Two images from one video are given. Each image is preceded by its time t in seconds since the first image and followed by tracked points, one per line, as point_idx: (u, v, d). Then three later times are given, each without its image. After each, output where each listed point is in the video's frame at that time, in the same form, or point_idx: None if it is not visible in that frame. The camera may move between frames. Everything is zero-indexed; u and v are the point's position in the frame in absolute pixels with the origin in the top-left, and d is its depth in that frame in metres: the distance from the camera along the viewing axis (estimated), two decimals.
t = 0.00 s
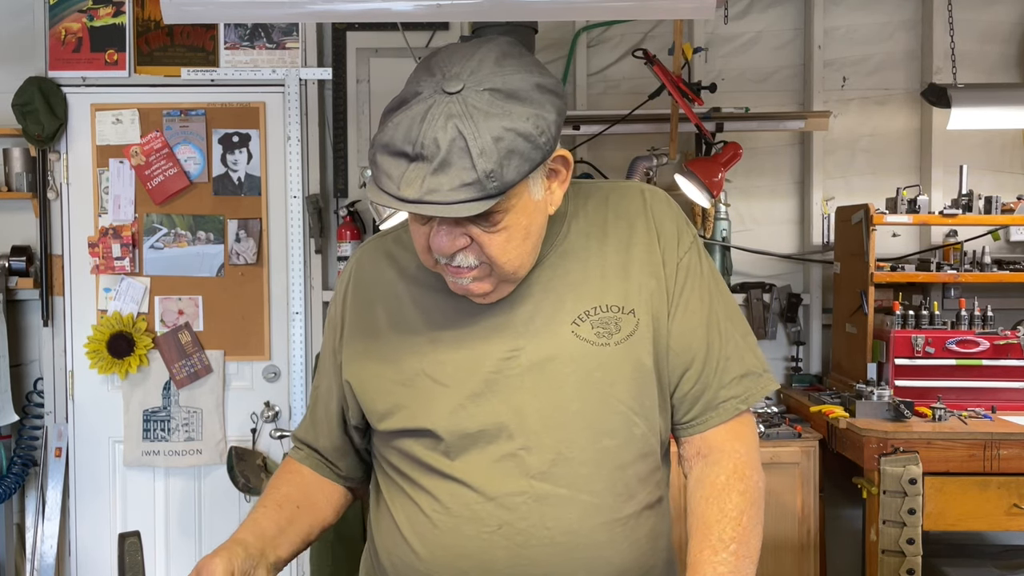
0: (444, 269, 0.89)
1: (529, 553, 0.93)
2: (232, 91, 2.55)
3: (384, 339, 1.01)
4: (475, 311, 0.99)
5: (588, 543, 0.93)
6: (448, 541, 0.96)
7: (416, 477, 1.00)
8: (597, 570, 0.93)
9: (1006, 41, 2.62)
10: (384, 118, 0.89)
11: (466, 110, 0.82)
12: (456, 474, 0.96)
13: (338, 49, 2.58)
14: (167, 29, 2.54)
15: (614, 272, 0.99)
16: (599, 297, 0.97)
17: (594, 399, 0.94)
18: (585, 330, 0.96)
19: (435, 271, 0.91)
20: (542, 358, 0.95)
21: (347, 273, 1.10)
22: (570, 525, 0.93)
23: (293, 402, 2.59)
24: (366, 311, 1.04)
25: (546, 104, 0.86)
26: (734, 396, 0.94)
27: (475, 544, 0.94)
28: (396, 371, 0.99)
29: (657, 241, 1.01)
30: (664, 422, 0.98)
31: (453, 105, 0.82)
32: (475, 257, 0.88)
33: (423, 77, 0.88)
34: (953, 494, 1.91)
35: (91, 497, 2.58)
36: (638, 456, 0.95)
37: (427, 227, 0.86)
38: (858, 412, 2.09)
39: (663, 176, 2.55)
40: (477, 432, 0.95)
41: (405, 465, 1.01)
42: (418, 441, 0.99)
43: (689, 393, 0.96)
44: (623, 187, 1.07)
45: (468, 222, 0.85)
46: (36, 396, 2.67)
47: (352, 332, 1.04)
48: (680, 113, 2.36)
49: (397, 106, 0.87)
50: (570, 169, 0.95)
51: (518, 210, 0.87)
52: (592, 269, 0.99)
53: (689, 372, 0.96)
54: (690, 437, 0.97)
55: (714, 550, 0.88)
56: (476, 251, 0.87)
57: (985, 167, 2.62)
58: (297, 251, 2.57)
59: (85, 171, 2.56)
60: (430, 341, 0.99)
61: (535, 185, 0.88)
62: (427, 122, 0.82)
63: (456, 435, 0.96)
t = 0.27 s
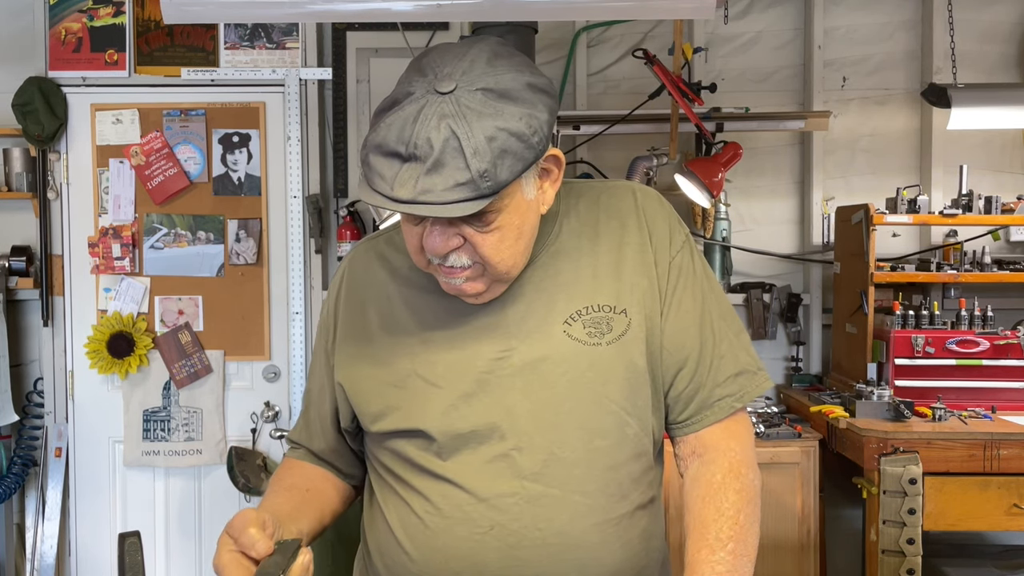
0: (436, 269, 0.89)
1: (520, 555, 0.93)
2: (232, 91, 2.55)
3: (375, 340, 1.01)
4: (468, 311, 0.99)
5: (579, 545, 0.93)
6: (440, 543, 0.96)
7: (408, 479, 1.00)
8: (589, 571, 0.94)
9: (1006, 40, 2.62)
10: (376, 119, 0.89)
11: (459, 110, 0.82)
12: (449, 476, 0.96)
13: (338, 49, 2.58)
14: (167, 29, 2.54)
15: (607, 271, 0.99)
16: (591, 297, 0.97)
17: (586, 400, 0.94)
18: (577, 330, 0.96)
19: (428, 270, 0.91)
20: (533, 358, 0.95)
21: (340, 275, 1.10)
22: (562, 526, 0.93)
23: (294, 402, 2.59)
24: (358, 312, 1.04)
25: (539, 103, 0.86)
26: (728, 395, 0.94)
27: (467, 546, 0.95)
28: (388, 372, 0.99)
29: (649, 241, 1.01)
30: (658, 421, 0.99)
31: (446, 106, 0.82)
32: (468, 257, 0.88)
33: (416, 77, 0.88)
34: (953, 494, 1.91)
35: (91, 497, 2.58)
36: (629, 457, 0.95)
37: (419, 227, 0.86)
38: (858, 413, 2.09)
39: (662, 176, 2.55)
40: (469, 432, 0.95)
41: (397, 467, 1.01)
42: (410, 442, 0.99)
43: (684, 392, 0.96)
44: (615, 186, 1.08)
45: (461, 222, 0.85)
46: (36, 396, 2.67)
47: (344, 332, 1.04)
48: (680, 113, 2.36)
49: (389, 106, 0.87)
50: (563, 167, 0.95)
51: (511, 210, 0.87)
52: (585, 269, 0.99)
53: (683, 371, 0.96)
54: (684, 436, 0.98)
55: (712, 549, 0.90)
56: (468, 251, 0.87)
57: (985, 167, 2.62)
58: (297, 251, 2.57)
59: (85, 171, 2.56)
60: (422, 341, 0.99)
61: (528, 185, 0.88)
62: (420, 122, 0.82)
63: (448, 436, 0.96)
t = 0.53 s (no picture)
0: (438, 269, 0.89)
1: (518, 554, 0.93)
2: (232, 91, 2.55)
3: (371, 339, 1.01)
4: (465, 310, 0.98)
5: (577, 544, 0.94)
6: (437, 542, 0.96)
7: (405, 479, 1.00)
8: (587, 570, 0.94)
9: (1006, 41, 2.62)
10: (377, 117, 0.88)
11: (464, 109, 0.82)
12: (449, 476, 0.96)
13: (338, 49, 2.58)
14: (167, 29, 2.54)
15: (603, 271, 0.99)
16: (588, 296, 0.97)
17: (585, 398, 0.94)
18: (575, 329, 0.96)
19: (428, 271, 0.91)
20: (532, 358, 0.95)
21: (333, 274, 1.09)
22: (559, 525, 0.93)
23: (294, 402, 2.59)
24: (353, 309, 1.03)
25: (541, 101, 0.86)
26: (723, 394, 0.95)
27: (466, 546, 0.95)
28: (383, 371, 0.99)
29: (645, 241, 1.01)
30: (653, 421, 0.99)
31: (450, 104, 0.82)
32: (472, 255, 0.87)
33: (417, 75, 0.88)
34: (953, 494, 1.91)
35: (91, 497, 2.58)
36: (627, 457, 0.96)
37: (422, 226, 0.86)
38: (858, 412, 2.09)
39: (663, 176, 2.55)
40: (468, 431, 0.95)
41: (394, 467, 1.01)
42: (408, 442, 0.99)
43: (679, 391, 0.97)
44: (611, 186, 1.08)
45: (464, 221, 0.85)
46: (36, 396, 2.67)
47: (339, 330, 1.03)
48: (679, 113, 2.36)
49: (390, 105, 0.87)
50: (562, 165, 0.96)
51: (514, 208, 0.87)
52: (581, 269, 0.99)
53: (678, 371, 0.97)
54: (679, 436, 0.98)
55: (709, 549, 0.90)
56: (472, 250, 0.87)
57: (986, 167, 2.62)
58: (297, 251, 2.57)
59: (85, 171, 2.56)
60: (419, 340, 0.98)
61: (530, 182, 0.89)
62: (424, 121, 0.82)
63: (447, 435, 0.96)
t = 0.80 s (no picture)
0: (444, 266, 0.89)
1: (519, 554, 0.94)
2: (232, 91, 2.55)
3: (372, 338, 1.00)
4: (465, 310, 0.98)
5: (578, 544, 0.94)
6: (438, 542, 0.96)
7: (406, 480, 0.99)
8: (588, 570, 0.94)
9: (1006, 41, 2.62)
10: (383, 114, 0.87)
11: (474, 105, 0.82)
12: (450, 476, 0.96)
13: (338, 49, 2.59)
14: (167, 29, 2.54)
15: (603, 270, 0.99)
16: (589, 296, 0.97)
17: (585, 397, 0.95)
18: (576, 329, 0.96)
19: (432, 269, 0.91)
20: (532, 357, 0.95)
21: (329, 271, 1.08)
22: (560, 524, 0.94)
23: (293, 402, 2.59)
24: (351, 308, 1.02)
25: (548, 97, 0.86)
26: (721, 394, 0.95)
27: (467, 547, 0.95)
28: (382, 370, 0.99)
29: (645, 240, 1.01)
30: (652, 421, 0.99)
31: (460, 100, 0.82)
32: (478, 252, 0.87)
33: (423, 71, 0.87)
34: (953, 494, 1.91)
35: (91, 496, 2.58)
36: (628, 456, 0.96)
37: (429, 223, 0.86)
38: (858, 412, 2.09)
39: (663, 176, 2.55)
40: (469, 431, 0.95)
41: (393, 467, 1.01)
42: (409, 442, 0.99)
43: (677, 390, 0.97)
44: (610, 186, 1.08)
45: (472, 218, 0.85)
46: (36, 396, 2.67)
47: (337, 329, 1.02)
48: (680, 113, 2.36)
49: (397, 100, 0.86)
50: (565, 163, 0.96)
51: (520, 205, 0.87)
52: (581, 268, 0.99)
53: (677, 370, 0.97)
54: (677, 436, 0.99)
55: (708, 549, 0.90)
56: (478, 247, 0.87)
57: (985, 167, 2.62)
58: (297, 251, 2.57)
59: (85, 171, 2.56)
60: (419, 340, 0.98)
61: (536, 180, 0.89)
62: (434, 117, 0.82)
63: (448, 434, 0.96)
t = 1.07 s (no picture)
0: (444, 266, 0.89)
1: (519, 555, 0.94)
2: (232, 91, 2.55)
3: (370, 338, 1.00)
4: (465, 310, 0.98)
5: (578, 545, 0.94)
6: (438, 543, 0.96)
7: (406, 481, 0.99)
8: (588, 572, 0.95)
9: (1006, 41, 2.62)
10: (382, 113, 0.87)
11: (475, 104, 0.82)
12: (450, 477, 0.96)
13: (338, 49, 2.59)
14: (167, 29, 2.54)
15: (602, 270, 1.00)
16: (588, 296, 0.97)
17: (585, 398, 0.95)
18: (575, 329, 0.96)
19: (432, 269, 0.90)
20: (532, 358, 0.95)
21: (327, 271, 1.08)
22: (560, 525, 0.94)
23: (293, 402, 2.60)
24: (349, 307, 1.02)
25: (548, 96, 0.86)
26: (720, 394, 0.95)
27: (467, 549, 0.95)
28: (380, 371, 0.98)
29: (644, 240, 1.01)
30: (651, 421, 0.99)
31: (461, 99, 0.82)
32: (478, 252, 0.87)
33: (422, 69, 0.87)
34: (952, 494, 1.91)
35: (91, 496, 2.58)
36: (628, 457, 0.96)
37: (429, 223, 0.85)
38: (858, 412, 2.09)
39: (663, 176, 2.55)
40: (469, 433, 0.95)
41: (392, 469, 1.01)
42: (408, 443, 0.99)
43: (676, 389, 0.97)
44: (609, 185, 1.08)
45: (473, 217, 0.85)
46: (36, 396, 2.67)
47: (334, 328, 1.02)
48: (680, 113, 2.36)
49: (396, 99, 0.86)
50: (564, 162, 0.96)
51: (520, 205, 0.87)
52: (580, 268, 0.99)
53: (676, 370, 0.97)
54: (676, 436, 0.99)
55: (708, 549, 0.90)
56: (479, 246, 0.87)
57: (985, 167, 2.62)
58: (297, 251, 2.57)
59: (85, 171, 2.56)
60: (418, 341, 0.98)
61: (535, 179, 0.89)
62: (435, 116, 0.82)
63: (448, 435, 0.96)
